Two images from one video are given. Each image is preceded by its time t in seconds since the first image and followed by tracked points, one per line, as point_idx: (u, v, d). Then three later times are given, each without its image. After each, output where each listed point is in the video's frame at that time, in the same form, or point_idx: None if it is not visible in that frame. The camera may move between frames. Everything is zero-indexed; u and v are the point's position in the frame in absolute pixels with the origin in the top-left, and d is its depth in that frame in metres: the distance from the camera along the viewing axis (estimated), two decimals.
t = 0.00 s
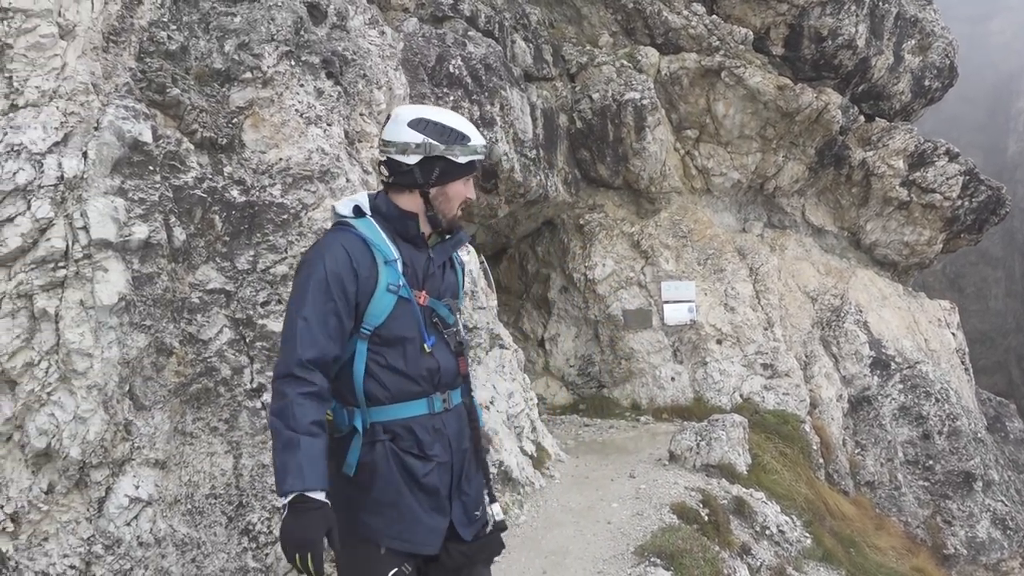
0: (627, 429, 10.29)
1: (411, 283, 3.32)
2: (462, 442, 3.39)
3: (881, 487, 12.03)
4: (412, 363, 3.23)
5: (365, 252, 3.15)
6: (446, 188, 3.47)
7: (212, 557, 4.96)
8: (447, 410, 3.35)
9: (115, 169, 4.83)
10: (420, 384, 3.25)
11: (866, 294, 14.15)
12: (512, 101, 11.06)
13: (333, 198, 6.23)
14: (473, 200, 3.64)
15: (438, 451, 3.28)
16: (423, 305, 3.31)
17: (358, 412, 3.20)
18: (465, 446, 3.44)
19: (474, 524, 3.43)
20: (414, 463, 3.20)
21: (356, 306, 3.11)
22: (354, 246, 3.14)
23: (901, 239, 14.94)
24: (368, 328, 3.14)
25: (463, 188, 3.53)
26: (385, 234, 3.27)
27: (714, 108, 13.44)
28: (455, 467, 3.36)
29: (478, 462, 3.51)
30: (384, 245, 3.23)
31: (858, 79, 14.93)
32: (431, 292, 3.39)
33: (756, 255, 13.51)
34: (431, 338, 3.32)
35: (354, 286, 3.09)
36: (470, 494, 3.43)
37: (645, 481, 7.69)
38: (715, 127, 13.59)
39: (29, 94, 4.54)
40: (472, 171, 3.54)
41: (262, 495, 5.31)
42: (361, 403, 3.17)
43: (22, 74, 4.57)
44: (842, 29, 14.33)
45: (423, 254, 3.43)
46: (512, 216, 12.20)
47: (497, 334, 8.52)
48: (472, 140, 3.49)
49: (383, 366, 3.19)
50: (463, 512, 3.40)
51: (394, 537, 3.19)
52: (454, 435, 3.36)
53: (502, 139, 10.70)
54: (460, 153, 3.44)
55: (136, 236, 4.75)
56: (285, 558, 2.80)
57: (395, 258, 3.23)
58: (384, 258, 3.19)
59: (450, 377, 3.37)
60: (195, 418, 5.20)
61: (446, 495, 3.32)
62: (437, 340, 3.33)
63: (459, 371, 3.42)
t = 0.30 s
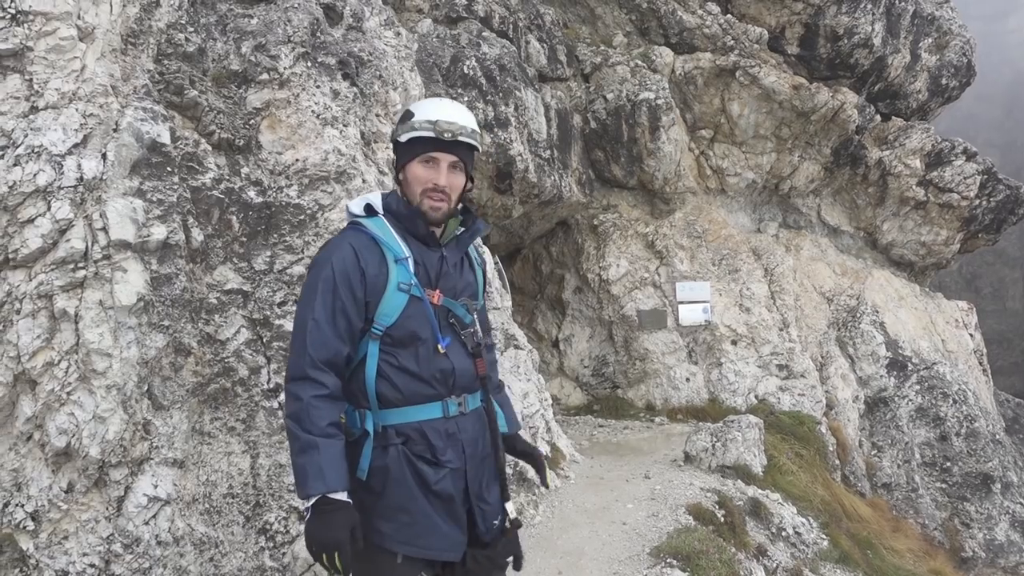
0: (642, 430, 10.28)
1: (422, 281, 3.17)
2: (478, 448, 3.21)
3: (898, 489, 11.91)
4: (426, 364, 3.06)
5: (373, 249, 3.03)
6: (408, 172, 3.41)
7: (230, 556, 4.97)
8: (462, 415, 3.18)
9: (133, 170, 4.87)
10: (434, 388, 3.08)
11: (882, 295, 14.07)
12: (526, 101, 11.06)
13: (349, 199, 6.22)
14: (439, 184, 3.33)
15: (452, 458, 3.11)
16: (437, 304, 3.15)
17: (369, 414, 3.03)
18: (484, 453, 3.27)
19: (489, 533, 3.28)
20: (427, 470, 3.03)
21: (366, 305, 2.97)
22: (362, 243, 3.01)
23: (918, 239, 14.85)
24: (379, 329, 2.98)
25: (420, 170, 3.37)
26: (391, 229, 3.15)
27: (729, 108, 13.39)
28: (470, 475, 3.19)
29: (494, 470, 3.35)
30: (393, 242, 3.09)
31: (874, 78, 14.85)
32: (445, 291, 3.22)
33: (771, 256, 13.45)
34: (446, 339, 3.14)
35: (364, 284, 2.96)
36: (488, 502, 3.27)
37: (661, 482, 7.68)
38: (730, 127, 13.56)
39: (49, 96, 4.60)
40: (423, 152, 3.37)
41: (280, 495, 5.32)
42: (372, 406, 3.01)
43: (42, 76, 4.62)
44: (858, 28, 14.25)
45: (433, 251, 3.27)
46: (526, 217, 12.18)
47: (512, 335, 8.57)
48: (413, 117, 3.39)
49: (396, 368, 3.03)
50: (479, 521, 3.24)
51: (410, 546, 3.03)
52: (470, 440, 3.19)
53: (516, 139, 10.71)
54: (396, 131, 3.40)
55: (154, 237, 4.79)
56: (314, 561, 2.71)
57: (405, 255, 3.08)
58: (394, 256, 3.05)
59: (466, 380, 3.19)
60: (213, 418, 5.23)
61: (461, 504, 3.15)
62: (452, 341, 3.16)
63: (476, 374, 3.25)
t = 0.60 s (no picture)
0: (655, 431, 10.27)
1: (412, 287, 3.19)
2: (468, 464, 3.16)
3: (912, 490, 11.88)
4: (409, 373, 3.08)
5: (355, 255, 3.12)
6: (404, 172, 3.42)
7: (245, 555, 4.99)
8: (452, 427, 3.15)
9: (150, 171, 4.89)
10: (418, 398, 3.10)
11: (896, 295, 14.00)
12: (539, 102, 11.07)
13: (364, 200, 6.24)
14: (436, 182, 3.34)
15: (438, 472, 3.10)
16: (426, 310, 3.16)
17: (356, 421, 3.16)
18: (480, 469, 3.21)
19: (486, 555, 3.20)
20: (406, 483, 3.07)
21: (348, 313, 3.07)
22: (346, 250, 3.12)
23: (932, 240, 14.78)
24: (360, 336, 3.06)
25: (419, 168, 3.38)
26: (378, 234, 3.21)
27: (742, 108, 13.35)
28: (459, 491, 3.14)
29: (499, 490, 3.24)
30: (377, 248, 3.15)
31: (889, 78, 14.77)
32: (436, 297, 3.23)
33: (785, 256, 13.40)
34: (434, 348, 3.14)
35: (344, 290, 3.06)
36: (482, 521, 3.20)
37: (674, 483, 7.67)
38: (743, 128, 13.52)
39: (66, 98, 4.66)
40: (419, 151, 3.39)
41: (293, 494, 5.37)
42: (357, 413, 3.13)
43: (59, 78, 4.68)
44: (872, 27, 14.19)
45: (425, 254, 3.29)
46: (538, 217, 12.17)
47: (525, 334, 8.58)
48: (407, 115, 3.40)
49: (380, 375, 3.09)
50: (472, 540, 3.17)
51: (390, 560, 3.08)
52: (460, 454, 3.16)
53: (529, 140, 10.72)
54: (391, 131, 3.41)
55: (170, 238, 4.80)
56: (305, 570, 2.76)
57: (388, 260, 3.13)
58: (376, 261, 3.11)
59: (458, 391, 3.16)
60: (228, 418, 5.25)
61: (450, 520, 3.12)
62: (440, 350, 3.14)
63: (472, 385, 3.20)
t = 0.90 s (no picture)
0: (667, 433, 10.23)
1: (431, 298, 3.09)
2: (485, 485, 3.06)
3: (926, 493, 11.82)
4: (423, 389, 2.99)
5: (370, 266, 3.06)
6: (428, 176, 3.25)
7: (257, 556, 5.01)
8: (470, 445, 3.05)
9: (163, 174, 4.90)
10: (433, 415, 3.00)
11: (909, 297, 13.92)
12: (550, 104, 11.07)
13: (376, 202, 6.25)
14: (467, 187, 3.19)
15: (452, 493, 3.01)
16: (443, 321, 3.05)
17: (372, 435, 3.11)
18: (498, 491, 3.10)
19: None
20: (417, 504, 2.98)
21: (362, 326, 3.01)
22: (362, 260, 3.06)
23: (946, 241, 14.71)
24: (374, 350, 3.00)
25: (444, 171, 3.22)
26: (396, 242, 3.11)
27: (753, 110, 13.31)
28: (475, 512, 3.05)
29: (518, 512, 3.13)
30: (394, 256, 3.07)
31: (902, 78, 14.69)
32: (456, 307, 3.12)
33: (797, 258, 13.35)
34: (452, 362, 3.04)
35: (357, 302, 3.01)
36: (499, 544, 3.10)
37: (686, 486, 7.64)
38: (754, 129, 13.47)
39: (80, 102, 4.67)
40: (444, 154, 3.22)
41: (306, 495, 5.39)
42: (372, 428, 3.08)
43: (74, 82, 4.70)
44: (884, 28, 14.13)
45: (446, 263, 3.18)
46: (550, 219, 12.16)
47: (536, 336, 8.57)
48: (430, 115, 3.22)
49: (394, 390, 3.01)
50: (487, 563, 3.08)
51: None
52: (478, 475, 3.06)
53: (540, 142, 10.73)
54: (413, 132, 3.23)
55: (183, 240, 4.81)
56: None
57: (403, 270, 3.04)
58: (391, 270, 3.03)
59: (477, 408, 3.05)
60: (241, 420, 5.25)
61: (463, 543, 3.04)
62: (458, 365, 3.03)
63: (493, 402, 3.08)
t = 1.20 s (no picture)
0: (674, 437, 10.21)
1: (466, 324, 2.79)
2: (501, 544, 2.67)
3: (935, 498, 11.75)
4: (442, 424, 2.69)
5: (410, 277, 2.85)
6: (478, 189, 3.02)
7: (265, 558, 5.02)
8: (487, 497, 2.69)
9: (173, 176, 4.92)
10: (450, 456, 2.68)
11: (918, 300, 13.87)
12: (558, 107, 11.09)
13: (384, 205, 6.25)
14: (514, 201, 2.91)
15: (461, 547, 2.66)
16: (474, 352, 2.74)
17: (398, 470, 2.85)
18: (521, 553, 2.71)
19: None
20: (423, 554, 2.68)
21: (395, 345, 2.80)
22: (405, 271, 2.88)
23: (955, 244, 14.66)
24: (403, 373, 2.76)
25: (493, 184, 2.96)
26: (438, 256, 2.87)
27: (762, 113, 13.28)
28: None
29: None
30: (434, 271, 2.83)
31: (911, 82, 14.65)
32: (492, 338, 2.78)
33: (805, 261, 13.31)
34: (477, 400, 2.69)
35: (390, 316, 2.81)
36: None
37: (694, 490, 7.66)
38: (762, 132, 13.45)
39: (91, 105, 4.69)
40: (492, 164, 2.98)
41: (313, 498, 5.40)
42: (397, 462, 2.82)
43: (85, 85, 4.72)
44: (893, 30, 14.06)
45: (490, 285, 2.86)
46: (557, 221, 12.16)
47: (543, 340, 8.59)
48: (477, 121, 3.00)
49: (415, 421, 2.74)
50: None
51: None
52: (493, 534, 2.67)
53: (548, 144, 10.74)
54: (460, 141, 3.04)
55: (193, 242, 4.84)
56: None
57: (441, 289, 2.79)
58: (427, 286, 2.80)
59: (501, 456, 2.69)
60: (249, 422, 5.29)
61: None
62: (483, 404, 2.68)
63: (520, 451, 2.70)
